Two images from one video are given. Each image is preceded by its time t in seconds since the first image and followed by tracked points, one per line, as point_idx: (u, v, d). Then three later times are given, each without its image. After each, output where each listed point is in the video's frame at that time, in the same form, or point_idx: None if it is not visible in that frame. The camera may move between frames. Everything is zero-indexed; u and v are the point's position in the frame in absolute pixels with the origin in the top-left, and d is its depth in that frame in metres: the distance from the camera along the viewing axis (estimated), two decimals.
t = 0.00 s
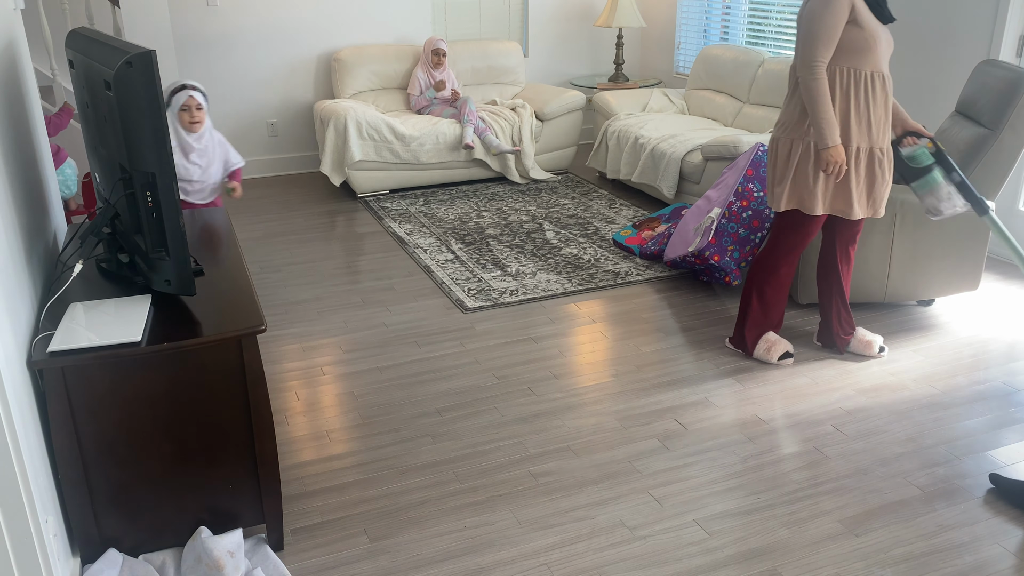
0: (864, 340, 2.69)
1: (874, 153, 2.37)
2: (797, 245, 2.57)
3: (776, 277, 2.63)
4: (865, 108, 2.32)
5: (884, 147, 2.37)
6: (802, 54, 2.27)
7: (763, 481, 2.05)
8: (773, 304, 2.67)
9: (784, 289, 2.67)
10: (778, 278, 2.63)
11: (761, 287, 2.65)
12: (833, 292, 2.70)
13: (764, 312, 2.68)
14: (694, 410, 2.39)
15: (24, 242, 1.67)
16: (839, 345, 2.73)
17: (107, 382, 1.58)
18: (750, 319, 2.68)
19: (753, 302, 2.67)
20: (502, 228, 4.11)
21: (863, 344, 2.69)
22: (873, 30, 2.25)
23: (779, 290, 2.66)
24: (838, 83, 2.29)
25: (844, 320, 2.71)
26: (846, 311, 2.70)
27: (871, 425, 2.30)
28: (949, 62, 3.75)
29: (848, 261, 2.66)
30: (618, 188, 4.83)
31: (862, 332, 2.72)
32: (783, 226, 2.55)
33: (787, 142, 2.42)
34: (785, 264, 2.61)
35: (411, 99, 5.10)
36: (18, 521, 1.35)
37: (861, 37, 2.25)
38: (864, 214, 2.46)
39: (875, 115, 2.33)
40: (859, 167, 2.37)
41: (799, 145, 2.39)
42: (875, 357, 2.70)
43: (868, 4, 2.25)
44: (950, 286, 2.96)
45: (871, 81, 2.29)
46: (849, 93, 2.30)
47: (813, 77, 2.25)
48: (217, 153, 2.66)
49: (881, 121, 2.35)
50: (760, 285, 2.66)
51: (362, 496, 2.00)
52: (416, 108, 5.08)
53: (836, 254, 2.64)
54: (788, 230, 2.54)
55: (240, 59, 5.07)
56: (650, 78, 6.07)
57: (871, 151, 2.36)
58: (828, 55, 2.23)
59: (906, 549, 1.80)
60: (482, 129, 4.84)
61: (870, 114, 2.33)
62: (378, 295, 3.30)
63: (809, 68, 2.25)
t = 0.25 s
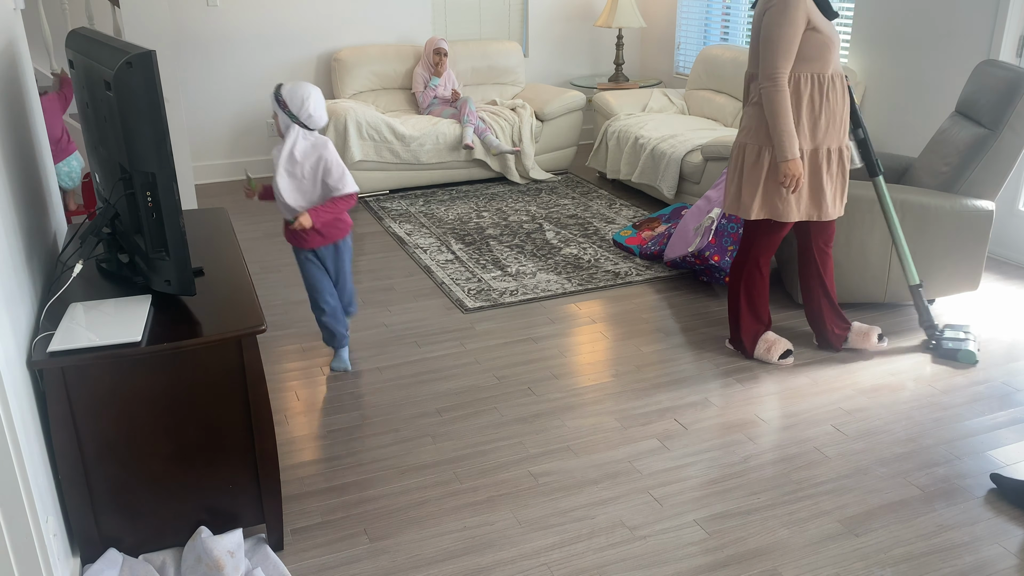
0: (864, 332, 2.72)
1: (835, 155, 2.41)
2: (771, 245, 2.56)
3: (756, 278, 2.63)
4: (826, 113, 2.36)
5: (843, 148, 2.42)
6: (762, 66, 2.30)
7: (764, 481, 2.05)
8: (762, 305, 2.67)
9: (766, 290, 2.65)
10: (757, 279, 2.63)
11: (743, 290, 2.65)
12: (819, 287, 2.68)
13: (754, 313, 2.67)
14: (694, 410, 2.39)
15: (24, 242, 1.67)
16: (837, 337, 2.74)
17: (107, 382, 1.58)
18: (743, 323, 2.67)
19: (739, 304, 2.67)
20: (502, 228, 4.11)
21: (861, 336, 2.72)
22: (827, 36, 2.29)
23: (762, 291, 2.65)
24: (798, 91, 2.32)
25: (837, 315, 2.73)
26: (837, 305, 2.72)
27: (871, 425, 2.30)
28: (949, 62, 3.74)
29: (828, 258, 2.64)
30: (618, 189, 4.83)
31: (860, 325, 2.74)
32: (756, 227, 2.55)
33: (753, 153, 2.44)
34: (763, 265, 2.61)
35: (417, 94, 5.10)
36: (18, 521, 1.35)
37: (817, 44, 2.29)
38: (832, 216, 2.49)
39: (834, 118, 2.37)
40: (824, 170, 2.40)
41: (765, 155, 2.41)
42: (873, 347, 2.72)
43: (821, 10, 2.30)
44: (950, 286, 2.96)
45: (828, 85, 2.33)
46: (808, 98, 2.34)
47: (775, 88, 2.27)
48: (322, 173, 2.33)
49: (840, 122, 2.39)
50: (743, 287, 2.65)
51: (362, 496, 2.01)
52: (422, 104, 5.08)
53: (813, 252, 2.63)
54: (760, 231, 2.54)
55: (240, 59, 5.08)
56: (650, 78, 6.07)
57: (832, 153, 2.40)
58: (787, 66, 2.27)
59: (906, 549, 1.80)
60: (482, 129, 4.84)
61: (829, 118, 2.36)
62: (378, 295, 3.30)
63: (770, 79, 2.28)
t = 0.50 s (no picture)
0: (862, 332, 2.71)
1: (827, 157, 2.41)
2: (767, 246, 2.58)
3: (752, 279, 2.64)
4: (819, 114, 2.35)
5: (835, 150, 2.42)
6: (755, 69, 2.29)
7: (764, 481, 2.05)
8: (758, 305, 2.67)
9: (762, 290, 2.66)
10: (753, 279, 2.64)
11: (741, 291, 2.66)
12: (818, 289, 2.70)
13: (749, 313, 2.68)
14: (694, 410, 2.39)
15: (23, 242, 1.67)
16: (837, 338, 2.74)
17: (107, 382, 1.58)
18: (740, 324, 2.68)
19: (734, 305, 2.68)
20: (502, 228, 4.11)
21: (860, 338, 2.71)
22: (821, 37, 2.29)
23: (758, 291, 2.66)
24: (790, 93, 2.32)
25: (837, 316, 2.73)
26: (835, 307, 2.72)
27: (871, 425, 2.30)
28: (950, 62, 3.74)
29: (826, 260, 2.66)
30: (618, 188, 4.83)
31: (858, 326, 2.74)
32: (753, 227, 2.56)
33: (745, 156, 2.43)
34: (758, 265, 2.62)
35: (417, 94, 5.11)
36: (18, 521, 1.35)
37: (811, 45, 2.28)
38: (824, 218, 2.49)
39: (827, 120, 2.37)
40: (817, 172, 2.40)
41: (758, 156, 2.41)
42: (870, 349, 2.71)
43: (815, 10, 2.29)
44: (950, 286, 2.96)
45: (821, 87, 2.33)
46: (801, 100, 2.33)
47: (767, 91, 2.27)
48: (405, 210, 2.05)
49: (833, 124, 2.39)
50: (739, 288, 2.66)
51: (362, 496, 2.01)
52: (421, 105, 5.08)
53: (812, 253, 2.65)
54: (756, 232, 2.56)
55: (240, 59, 5.07)
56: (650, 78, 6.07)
57: (824, 154, 2.40)
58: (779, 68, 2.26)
59: (906, 549, 1.80)
60: (482, 129, 4.84)
61: (822, 120, 2.36)
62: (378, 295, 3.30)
63: (763, 81, 2.27)
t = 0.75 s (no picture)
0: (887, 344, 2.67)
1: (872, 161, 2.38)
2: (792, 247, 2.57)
3: (774, 277, 2.63)
4: (869, 118, 2.31)
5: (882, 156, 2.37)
6: (809, 64, 2.26)
7: (764, 481, 2.05)
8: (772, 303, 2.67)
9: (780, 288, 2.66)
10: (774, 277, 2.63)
11: (757, 286, 2.65)
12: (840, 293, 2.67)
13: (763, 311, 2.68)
14: (694, 410, 2.39)
15: (24, 242, 1.67)
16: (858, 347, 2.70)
17: (107, 382, 1.58)
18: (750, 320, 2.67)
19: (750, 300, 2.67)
20: (502, 228, 4.11)
21: (886, 349, 2.67)
22: (882, 40, 2.22)
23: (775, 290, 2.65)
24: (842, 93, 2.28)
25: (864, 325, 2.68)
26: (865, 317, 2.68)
27: (871, 424, 2.30)
28: (949, 62, 3.74)
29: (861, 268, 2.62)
30: (618, 188, 4.83)
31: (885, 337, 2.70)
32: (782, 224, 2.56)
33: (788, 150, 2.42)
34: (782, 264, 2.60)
35: (417, 93, 5.11)
36: (18, 521, 1.35)
37: (869, 48, 2.22)
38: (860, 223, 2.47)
39: (877, 125, 2.32)
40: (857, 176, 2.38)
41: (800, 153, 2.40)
42: (899, 361, 2.66)
43: (879, 13, 2.22)
44: (950, 286, 2.96)
45: (875, 91, 2.27)
46: (852, 102, 2.29)
47: (818, 88, 2.24)
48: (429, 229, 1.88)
49: (883, 129, 2.34)
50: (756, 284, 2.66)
51: (362, 496, 2.01)
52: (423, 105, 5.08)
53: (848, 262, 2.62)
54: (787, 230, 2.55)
55: (240, 59, 5.07)
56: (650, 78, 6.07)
57: (869, 160, 2.37)
58: (834, 67, 2.22)
59: (907, 549, 1.80)
60: (482, 129, 4.84)
61: (872, 124, 2.31)
62: (377, 295, 3.30)
63: (814, 78, 2.24)
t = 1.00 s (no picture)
0: (887, 345, 2.67)
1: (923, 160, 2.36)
2: (820, 246, 2.56)
3: (797, 276, 2.62)
4: (929, 115, 2.29)
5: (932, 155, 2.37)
6: (882, 51, 2.21)
7: (763, 481, 2.05)
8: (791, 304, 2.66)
9: (804, 290, 2.65)
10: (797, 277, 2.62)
11: (779, 283, 2.65)
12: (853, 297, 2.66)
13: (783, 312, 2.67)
14: (694, 410, 2.39)
15: (24, 242, 1.67)
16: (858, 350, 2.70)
17: (108, 382, 1.58)
18: (765, 318, 2.67)
19: (770, 300, 2.66)
20: (502, 228, 4.11)
21: (886, 350, 2.67)
22: (950, 35, 2.21)
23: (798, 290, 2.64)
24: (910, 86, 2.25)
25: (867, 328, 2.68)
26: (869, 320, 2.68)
27: (871, 425, 2.30)
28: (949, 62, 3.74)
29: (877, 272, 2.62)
30: (618, 188, 4.83)
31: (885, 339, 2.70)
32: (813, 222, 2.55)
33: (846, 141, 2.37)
34: (808, 264, 2.59)
35: (416, 94, 5.11)
36: (18, 521, 1.35)
37: (938, 41, 2.20)
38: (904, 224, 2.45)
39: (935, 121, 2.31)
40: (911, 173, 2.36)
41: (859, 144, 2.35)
42: (899, 362, 2.66)
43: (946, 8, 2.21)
44: (949, 286, 2.96)
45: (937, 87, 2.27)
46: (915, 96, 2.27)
47: (892, 77, 2.19)
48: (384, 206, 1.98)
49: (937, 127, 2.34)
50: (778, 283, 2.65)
51: (362, 496, 2.01)
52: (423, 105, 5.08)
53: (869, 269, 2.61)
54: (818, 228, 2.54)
55: (240, 59, 5.07)
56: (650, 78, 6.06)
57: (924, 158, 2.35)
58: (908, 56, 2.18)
59: (907, 549, 1.80)
60: (482, 129, 4.84)
61: (930, 121, 2.30)
62: (377, 295, 3.30)
63: (889, 66, 2.19)
